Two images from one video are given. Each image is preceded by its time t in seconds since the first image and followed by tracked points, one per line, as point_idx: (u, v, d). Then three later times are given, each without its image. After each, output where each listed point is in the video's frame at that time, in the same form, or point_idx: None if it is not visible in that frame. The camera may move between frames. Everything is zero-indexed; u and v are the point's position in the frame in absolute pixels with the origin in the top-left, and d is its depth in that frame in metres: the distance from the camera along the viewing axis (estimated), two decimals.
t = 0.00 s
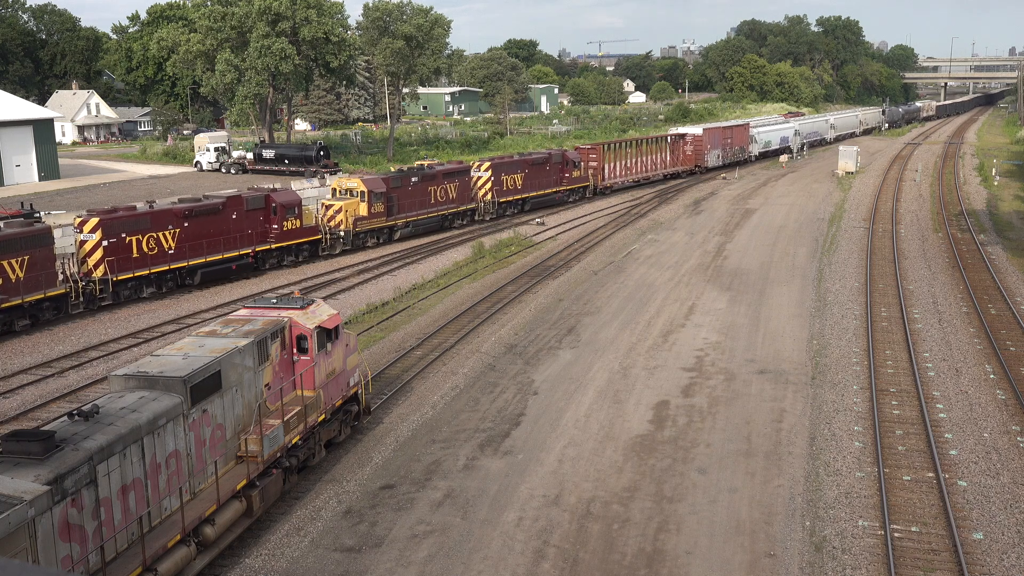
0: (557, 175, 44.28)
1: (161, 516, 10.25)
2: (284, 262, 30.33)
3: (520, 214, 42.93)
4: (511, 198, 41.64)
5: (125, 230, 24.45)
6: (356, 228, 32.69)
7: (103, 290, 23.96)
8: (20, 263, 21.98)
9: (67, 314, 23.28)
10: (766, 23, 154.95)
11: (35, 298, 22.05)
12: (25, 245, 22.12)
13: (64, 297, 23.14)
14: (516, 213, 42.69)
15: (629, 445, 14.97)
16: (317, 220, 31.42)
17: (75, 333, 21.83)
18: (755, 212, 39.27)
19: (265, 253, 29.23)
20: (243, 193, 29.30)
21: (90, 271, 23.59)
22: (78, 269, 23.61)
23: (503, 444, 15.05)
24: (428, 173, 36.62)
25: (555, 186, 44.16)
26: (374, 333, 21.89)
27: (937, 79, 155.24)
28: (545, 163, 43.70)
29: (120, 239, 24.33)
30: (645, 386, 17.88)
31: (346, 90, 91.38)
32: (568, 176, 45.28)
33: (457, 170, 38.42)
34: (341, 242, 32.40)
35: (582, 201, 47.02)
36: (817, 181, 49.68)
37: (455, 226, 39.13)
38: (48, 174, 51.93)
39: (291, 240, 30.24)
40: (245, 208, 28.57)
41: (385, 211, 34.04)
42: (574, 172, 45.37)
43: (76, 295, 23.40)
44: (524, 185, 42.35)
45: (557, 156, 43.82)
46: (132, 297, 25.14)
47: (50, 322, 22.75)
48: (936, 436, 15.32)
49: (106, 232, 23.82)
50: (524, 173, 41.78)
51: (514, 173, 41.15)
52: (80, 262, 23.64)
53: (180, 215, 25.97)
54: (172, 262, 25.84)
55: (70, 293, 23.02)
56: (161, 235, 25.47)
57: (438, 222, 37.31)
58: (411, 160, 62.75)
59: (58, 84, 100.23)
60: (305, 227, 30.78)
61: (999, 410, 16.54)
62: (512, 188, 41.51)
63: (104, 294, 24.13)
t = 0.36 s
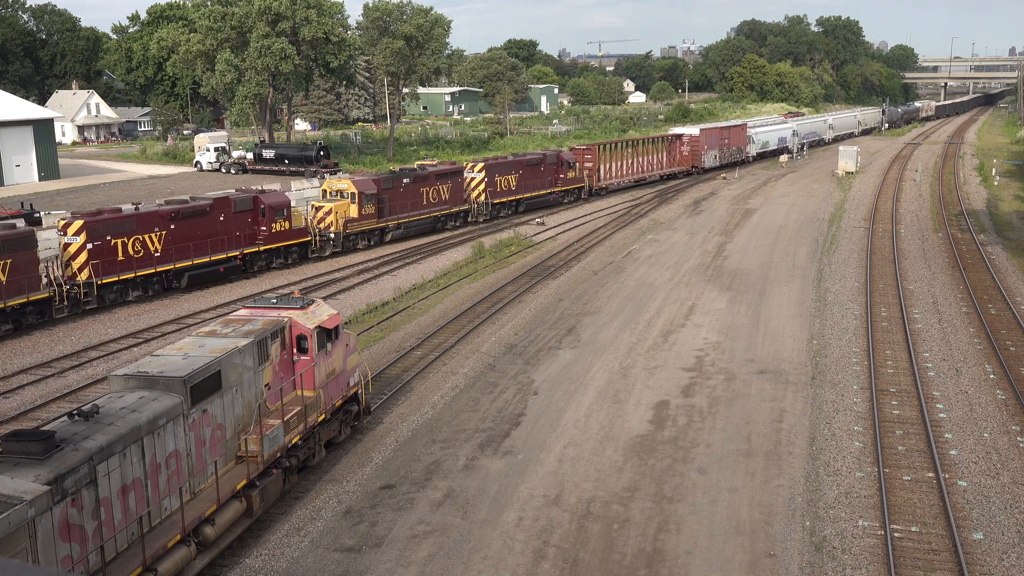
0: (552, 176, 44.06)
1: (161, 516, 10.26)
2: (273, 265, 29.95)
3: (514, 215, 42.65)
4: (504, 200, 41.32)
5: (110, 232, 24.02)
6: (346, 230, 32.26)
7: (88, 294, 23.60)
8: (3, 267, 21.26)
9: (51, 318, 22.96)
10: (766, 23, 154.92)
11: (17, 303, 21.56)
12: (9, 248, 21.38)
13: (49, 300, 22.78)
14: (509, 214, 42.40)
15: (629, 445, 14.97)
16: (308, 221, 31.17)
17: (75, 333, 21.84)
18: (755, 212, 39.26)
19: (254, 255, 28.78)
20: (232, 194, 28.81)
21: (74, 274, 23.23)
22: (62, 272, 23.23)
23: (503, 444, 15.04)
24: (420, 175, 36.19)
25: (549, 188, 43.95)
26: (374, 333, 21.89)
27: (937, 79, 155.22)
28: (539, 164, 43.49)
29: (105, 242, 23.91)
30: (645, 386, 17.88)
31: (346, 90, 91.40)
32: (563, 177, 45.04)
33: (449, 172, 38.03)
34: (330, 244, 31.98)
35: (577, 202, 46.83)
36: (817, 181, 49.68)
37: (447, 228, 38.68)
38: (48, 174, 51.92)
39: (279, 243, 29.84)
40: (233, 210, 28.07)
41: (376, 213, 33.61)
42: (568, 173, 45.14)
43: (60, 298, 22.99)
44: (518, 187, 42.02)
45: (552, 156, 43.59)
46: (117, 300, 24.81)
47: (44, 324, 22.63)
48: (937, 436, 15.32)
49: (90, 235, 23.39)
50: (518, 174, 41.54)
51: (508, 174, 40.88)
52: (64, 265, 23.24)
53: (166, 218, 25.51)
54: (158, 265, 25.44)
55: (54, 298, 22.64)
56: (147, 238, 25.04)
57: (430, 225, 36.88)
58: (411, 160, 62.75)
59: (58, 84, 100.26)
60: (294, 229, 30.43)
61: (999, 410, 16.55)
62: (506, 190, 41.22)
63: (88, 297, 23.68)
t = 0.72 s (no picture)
0: (547, 177, 43.79)
1: (161, 516, 10.25)
2: (262, 267, 29.53)
3: (508, 216, 42.33)
4: (498, 201, 41.04)
5: (94, 235, 23.62)
6: (336, 231, 31.94)
7: (72, 298, 23.21)
8: None
9: (34, 322, 22.58)
10: (766, 23, 154.88)
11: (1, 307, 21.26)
12: None
13: (32, 304, 22.40)
14: (503, 216, 42.11)
15: (629, 445, 14.97)
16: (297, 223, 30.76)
17: (75, 333, 21.84)
18: (755, 212, 39.26)
19: (241, 258, 28.38)
20: (219, 196, 28.38)
21: (57, 278, 22.82)
22: (46, 275, 22.70)
23: (503, 444, 15.05)
24: (412, 176, 35.90)
25: (544, 189, 43.69)
26: (373, 333, 21.89)
27: (937, 79, 155.17)
28: (533, 165, 43.23)
29: (89, 245, 23.51)
30: (645, 386, 17.88)
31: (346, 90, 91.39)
32: (558, 178, 44.76)
33: (442, 173, 37.77)
34: (319, 246, 31.59)
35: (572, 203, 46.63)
36: (817, 181, 49.68)
37: (440, 229, 38.35)
38: (48, 174, 51.90)
39: (268, 245, 29.42)
40: (221, 212, 27.67)
41: (366, 214, 33.30)
42: (563, 174, 44.88)
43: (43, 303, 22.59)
44: (513, 188, 41.76)
45: (546, 157, 43.31)
46: (102, 304, 24.42)
47: (38, 326, 22.61)
48: (936, 436, 15.32)
49: (74, 238, 22.99)
50: (512, 175, 41.25)
51: (502, 175, 40.57)
52: (48, 268, 22.75)
53: (152, 220, 25.09)
54: (144, 268, 25.05)
55: (37, 302, 22.25)
56: (132, 240, 24.63)
57: (422, 226, 36.53)
58: (411, 160, 62.77)
59: (58, 84, 100.29)
60: (284, 231, 30.02)
61: (999, 410, 16.55)
62: (500, 191, 40.94)
63: (72, 302, 23.27)
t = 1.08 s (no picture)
0: (541, 177, 43.47)
1: (161, 516, 10.26)
2: (249, 270, 29.08)
3: (501, 218, 42.00)
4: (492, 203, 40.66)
5: (79, 238, 23.13)
6: (326, 233, 31.56)
7: (56, 301, 22.71)
8: None
9: (16, 327, 22.05)
10: (766, 23, 154.87)
11: None
12: None
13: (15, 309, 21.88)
14: (497, 217, 41.75)
15: (629, 445, 14.97)
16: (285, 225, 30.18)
17: (75, 333, 21.84)
18: (755, 212, 39.26)
19: (229, 261, 27.96)
20: (206, 197, 27.89)
21: (41, 281, 22.21)
22: (29, 279, 22.06)
23: (503, 444, 15.05)
24: (403, 177, 35.47)
25: (538, 190, 43.37)
26: (374, 333, 21.89)
27: (937, 80, 155.18)
28: (528, 166, 42.90)
29: (73, 248, 23.02)
30: (644, 386, 17.88)
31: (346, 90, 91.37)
32: (552, 179, 44.45)
33: (434, 174, 37.36)
34: (309, 248, 31.16)
35: (567, 204, 46.34)
36: (817, 181, 49.67)
37: (433, 231, 37.89)
38: (48, 174, 51.87)
39: (257, 247, 28.97)
40: (209, 214, 27.20)
41: (356, 216, 32.87)
42: (558, 175, 44.57)
43: (28, 307, 22.05)
44: (507, 189, 41.43)
45: (541, 158, 43.02)
46: (87, 308, 23.88)
47: (22, 331, 22.07)
48: (937, 436, 15.32)
49: (58, 241, 22.49)
50: (506, 177, 40.95)
51: (496, 176, 40.20)
52: (31, 272, 22.11)
53: (138, 222, 24.62)
54: (130, 271, 24.57)
55: (20, 307, 21.75)
56: (118, 243, 24.15)
57: (414, 228, 36.08)
58: (411, 160, 62.78)
59: (58, 84, 100.35)
60: (271, 234, 29.51)
61: (999, 410, 16.54)
62: (494, 192, 40.55)
63: (57, 305, 22.83)
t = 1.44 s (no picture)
0: (535, 178, 43.10)
1: (161, 516, 10.26)
2: (238, 273, 28.59)
3: (496, 219, 41.64)
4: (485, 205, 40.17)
5: (63, 241, 22.73)
6: (316, 235, 31.23)
7: (39, 306, 22.22)
8: None
9: None
10: (765, 23, 154.87)
11: None
12: None
13: None
14: (491, 219, 41.37)
15: (629, 445, 14.97)
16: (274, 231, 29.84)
17: (75, 333, 21.86)
18: (755, 212, 39.26)
19: (217, 263, 27.50)
20: (194, 199, 27.44)
21: (24, 285, 21.86)
22: (12, 282, 21.86)
23: (503, 444, 15.05)
24: (395, 178, 35.20)
25: (532, 191, 42.98)
26: (374, 333, 21.89)
27: (937, 79, 155.22)
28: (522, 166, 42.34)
29: (58, 251, 22.63)
30: (645, 386, 17.88)
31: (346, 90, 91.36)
32: (547, 180, 44.09)
33: (426, 175, 37.13)
34: (299, 250, 30.80)
35: (562, 205, 46.13)
36: (817, 181, 49.66)
37: (425, 233, 37.55)
38: (48, 174, 51.87)
39: (245, 249, 28.45)
40: (196, 216, 26.75)
41: (347, 217, 32.59)
42: (553, 176, 44.18)
43: (10, 311, 21.64)
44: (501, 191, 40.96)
45: (535, 159, 42.54)
46: (72, 312, 23.40)
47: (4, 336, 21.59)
48: (936, 436, 15.33)
49: (42, 244, 22.11)
50: (500, 178, 40.34)
51: (490, 177, 39.68)
52: (14, 275, 21.88)
53: (124, 224, 24.24)
54: (116, 274, 24.14)
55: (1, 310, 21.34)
56: (104, 246, 23.77)
57: (405, 230, 35.73)
58: (411, 160, 62.79)
59: (57, 84, 100.41)
60: (260, 236, 28.97)
61: (999, 410, 16.55)
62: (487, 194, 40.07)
63: (40, 309, 22.30)
